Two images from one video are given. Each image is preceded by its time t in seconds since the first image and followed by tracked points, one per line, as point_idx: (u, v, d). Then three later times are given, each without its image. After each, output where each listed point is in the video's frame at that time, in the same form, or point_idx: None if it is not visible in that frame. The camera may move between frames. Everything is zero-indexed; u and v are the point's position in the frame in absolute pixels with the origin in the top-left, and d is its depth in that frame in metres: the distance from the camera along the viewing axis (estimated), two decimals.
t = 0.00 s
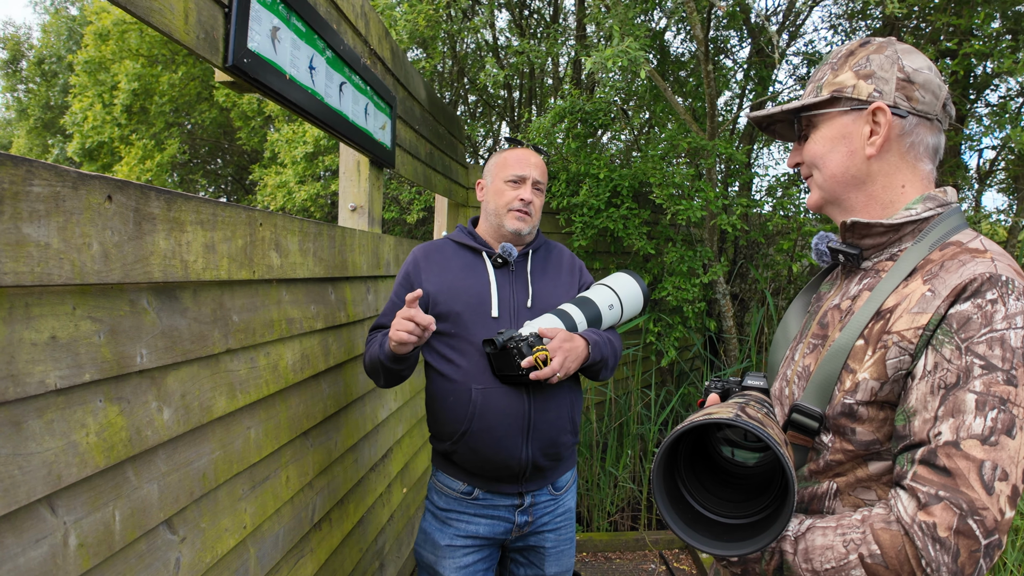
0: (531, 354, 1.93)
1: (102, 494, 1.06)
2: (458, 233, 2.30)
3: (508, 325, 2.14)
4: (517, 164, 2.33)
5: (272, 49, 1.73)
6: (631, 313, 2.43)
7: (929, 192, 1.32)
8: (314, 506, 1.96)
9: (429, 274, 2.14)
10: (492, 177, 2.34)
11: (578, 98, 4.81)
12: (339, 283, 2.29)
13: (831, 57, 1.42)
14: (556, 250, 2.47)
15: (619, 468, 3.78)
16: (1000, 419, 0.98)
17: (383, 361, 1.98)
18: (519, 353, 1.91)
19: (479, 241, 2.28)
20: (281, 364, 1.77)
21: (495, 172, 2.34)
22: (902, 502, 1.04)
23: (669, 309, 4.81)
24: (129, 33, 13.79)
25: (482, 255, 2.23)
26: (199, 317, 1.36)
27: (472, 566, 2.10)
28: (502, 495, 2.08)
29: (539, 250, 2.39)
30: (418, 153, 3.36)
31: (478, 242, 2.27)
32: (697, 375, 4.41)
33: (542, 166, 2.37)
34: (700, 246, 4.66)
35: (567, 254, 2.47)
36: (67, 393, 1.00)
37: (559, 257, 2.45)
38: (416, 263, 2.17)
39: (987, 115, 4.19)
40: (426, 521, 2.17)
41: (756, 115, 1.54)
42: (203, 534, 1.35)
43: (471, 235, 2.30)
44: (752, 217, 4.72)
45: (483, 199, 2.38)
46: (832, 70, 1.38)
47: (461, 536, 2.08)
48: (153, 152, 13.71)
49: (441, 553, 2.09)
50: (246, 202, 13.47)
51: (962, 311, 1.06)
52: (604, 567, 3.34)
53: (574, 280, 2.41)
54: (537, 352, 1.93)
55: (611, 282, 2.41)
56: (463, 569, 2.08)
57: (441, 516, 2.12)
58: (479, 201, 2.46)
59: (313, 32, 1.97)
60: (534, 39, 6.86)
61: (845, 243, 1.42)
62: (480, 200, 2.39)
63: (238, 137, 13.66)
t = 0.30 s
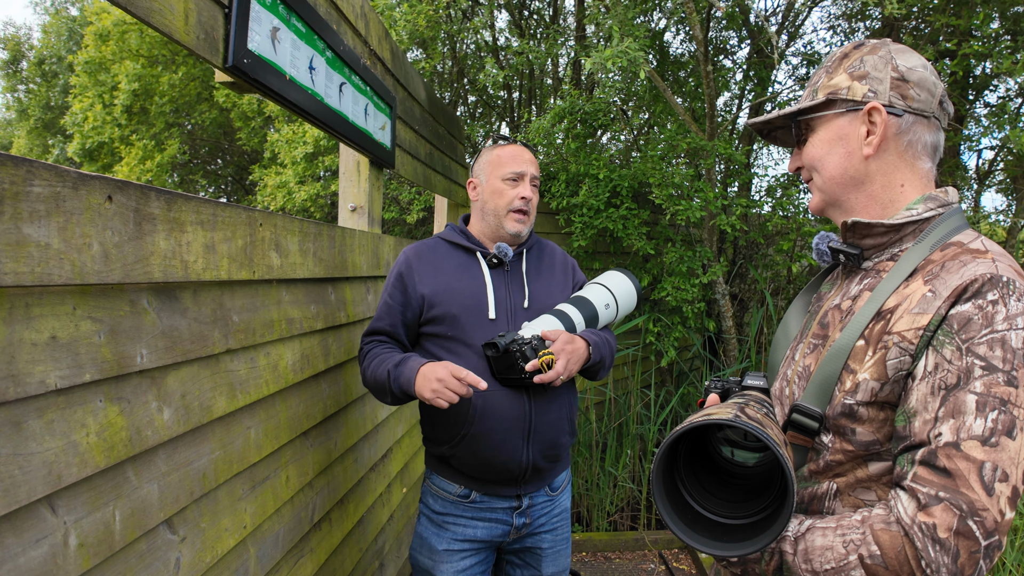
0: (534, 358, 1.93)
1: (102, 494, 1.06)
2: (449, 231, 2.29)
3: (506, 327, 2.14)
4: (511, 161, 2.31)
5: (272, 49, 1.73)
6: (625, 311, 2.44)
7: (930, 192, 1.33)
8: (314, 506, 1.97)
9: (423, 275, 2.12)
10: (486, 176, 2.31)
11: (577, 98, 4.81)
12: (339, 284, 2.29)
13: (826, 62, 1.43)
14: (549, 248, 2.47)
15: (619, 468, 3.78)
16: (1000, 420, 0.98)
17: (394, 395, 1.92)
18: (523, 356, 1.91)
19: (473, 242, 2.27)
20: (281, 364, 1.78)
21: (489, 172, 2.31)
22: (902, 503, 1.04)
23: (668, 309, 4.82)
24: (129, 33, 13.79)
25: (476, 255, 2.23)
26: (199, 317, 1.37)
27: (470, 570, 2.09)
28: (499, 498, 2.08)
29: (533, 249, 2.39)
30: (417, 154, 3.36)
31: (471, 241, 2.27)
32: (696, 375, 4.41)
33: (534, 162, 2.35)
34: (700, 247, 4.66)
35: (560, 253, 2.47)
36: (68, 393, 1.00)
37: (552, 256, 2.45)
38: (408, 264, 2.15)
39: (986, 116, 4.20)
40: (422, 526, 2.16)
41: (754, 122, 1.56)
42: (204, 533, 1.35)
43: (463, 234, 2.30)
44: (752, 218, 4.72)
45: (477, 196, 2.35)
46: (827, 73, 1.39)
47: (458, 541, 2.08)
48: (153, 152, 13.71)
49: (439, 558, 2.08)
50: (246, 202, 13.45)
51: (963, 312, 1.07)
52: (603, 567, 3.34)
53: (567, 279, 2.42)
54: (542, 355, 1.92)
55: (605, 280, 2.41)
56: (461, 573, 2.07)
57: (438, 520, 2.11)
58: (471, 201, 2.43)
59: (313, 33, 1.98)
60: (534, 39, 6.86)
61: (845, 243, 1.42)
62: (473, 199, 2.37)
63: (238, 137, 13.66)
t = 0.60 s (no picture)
0: (537, 362, 1.94)
1: (102, 494, 1.06)
2: (442, 231, 2.27)
3: (504, 331, 2.14)
4: (508, 166, 2.28)
5: (272, 50, 1.73)
6: (620, 311, 2.44)
7: (925, 191, 1.33)
8: (315, 506, 1.97)
9: (418, 275, 2.08)
10: (483, 181, 2.28)
11: (577, 99, 4.81)
12: (338, 284, 2.30)
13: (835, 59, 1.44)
14: (542, 249, 2.48)
15: (618, 468, 3.78)
16: (999, 419, 0.99)
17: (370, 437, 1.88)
18: (525, 360, 1.92)
19: (467, 241, 2.25)
20: (281, 364, 1.78)
21: (485, 177, 2.28)
22: (901, 502, 1.05)
23: (667, 309, 4.82)
24: (130, 33, 13.78)
25: (471, 255, 2.21)
26: (199, 317, 1.37)
27: None
28: (496, 503, 2.06)
29: (527, 250, 2.39)
30: (417, 154, 3.37)
31: (466, 241, 2.25)
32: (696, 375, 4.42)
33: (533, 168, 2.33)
34: (699, 247, 4.67)
35: (552, 254, 2.49)
36: (68, 393, 1.00)
37: (545, 257, 2.46)
38: (404, 263, 2.10)
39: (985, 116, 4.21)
40: (416, 533, 2.12)
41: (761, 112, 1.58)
42: (204, 533, 1.35)
43: (456, 233, 2.28)
44: (751, 218, 4.72)
45: (472, 202, 2.33)
46: (833, 69, 1.40)
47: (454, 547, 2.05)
48: (153, 153, 13.71)
49: (434, 565, 2.05)
50: (246, 203, 13.46)
51: (960, 311, 1.07)
52: (603, 566, 3.34)
53: (561, 281, 2.44)
54: (545, 360, 1.94)
55: (599, 281, 2.41)
56: None
57: (433, 527, 2.08)
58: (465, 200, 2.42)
59: (313, 33, 1.98)
60: (533, 40, 6.87)
61: (842, 242, 1.42)
62: (469, 202, 2.35)
63: (238, 137, 13.66)
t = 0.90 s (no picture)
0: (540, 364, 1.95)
1: (103, 493, 1.06)
2: (433, 227, 2.23)
3: (499, 332, 2.12)
4: (502, 160, 2.27)
5: (272, 50, 1.73)
6: (613, 311, 2.45)
7: (931, 193, 1.34)
8: (315, 506, 1.97)
9: (411, 273, 2.03)
10: (475, 175, 2.27)
11: (577, 99, 4.81)
12: (339, 284, 2.30)
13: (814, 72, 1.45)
14: (534, 249, 2.47)
15: (618, 468, 3.78)
16: (999, 420, 0.99)
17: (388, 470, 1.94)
18: (527, 362, 1.92)
19: (461, 240, 2.22)
20: (281, 364, 1.78)
21: (479, 171, 2.26)
22: (899, 502, 1.05)
23: (667, 309, 4.83)
24: (130, 34, 13.77)
25: (466, 253, 2.18)
26: (199, 317, 1.37)
27: None
28: (488, 510, 2.05)
29: (520, 251, 2.37)
30: (417, 155, 3.37)
31: (458, 240, 2.22)
32: (695, 375, 4.43)
33: (526, 161, 2.33)
34: (699, 247, 4.67)
35: (544, 254, 2.49)
36: (68, 393, 1.00)
37: (537, 256, 2.46)
38: (394, 259, 2.04)
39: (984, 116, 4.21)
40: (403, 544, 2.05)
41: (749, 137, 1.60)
42: (204, 532, 1.36)
43: (447, 229, 2.25)
44: (750, 218, 4.72)
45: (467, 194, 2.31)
46: (812, 85, 1.42)
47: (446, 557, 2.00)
48: (153, 153, 13.70)
49: None
50: (246, 203, 13.46)
51: (962, 314, 1.07)
52: (602, 566, 3.35)
53: (554, 282, 2.45)
54: (549, 362, 1.95)
55: (593, 281, 2.42)
56: None
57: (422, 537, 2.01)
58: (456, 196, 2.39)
59: (313, 33, 1.98)
60: (533, 40, 6.88)
61: (845, 243, 1.42)
62: (462, 199, 2.32)
63: (239, 138, 13.66)
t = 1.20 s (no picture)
0: (525, 367, 1.93)
1: (103, 494, 1.07)
2: (422, 225, 2.23)
3: (487, 332, 2.12)
4: (493, 157, 2.27)
5: (272, 51, 1.74)
6: (607, 316, 2.45)
7: (921, 188, 1.34)
8: (315, 506, 1.98)
9: (399, 271, 2.03)
10: (466, 172, 2.28)
11: (577, 100, 4.82)
12: (338, 284, 2.30)
13: (871, 43, 1.39)
14: (527, 249, 2.47)
15: (617, 468, 3.77)
16: (991, 410, 1.00)
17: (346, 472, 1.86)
18: (511, 366, 1.90)
19: (449, 237, 2.22)
20: (281, 364, 1.78)
21: (469, 167, 2.27)
22: (896, 495, 1.05)
23: (667, 309, 4.83)
24: (131, 35, 13.76)
25: (455, 252, 2.18)
26: (199, 317, 1.37)
27: None
28: (472, 518, 2.03)
29: (512, 250, 2.38)
30: (417, 155, 3.37)
31: (448, 237, 2.22)
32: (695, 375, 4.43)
33: (517, 158, 2.33)
34: (698, 247, 4.67)
35: (537, 255, 2.49)
36: (69, 393, 1.00)
37: (530, 258, 2.45)
38: (383, 255, 2.04)
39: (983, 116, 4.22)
40: (386, 550, 2.05)
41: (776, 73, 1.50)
42: (204, 532, 1.36)
43: (438, 228, 2.26)
44: (750, 218, 4.72)
45: (455, 190, 2.32)
46: (873, 56, 1.35)
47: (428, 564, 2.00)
48: (154, 153, 13.70)
49: None
50: (247, 203, 13.46)
51: (952, 306, 1.08)
52: (602, 566, 3.35)
53: (546, 283, 2.45)
54: (532, 366, 1.93)
55: (586, 285, 2.42)
56: None
57: (404, 544, 2.02)
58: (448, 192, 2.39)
59: (313, 34, 1.98)
60: (533, 41, 6.88)
61: (835, 241, 1.43)
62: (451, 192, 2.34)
63: (239, 138, 13.66)
